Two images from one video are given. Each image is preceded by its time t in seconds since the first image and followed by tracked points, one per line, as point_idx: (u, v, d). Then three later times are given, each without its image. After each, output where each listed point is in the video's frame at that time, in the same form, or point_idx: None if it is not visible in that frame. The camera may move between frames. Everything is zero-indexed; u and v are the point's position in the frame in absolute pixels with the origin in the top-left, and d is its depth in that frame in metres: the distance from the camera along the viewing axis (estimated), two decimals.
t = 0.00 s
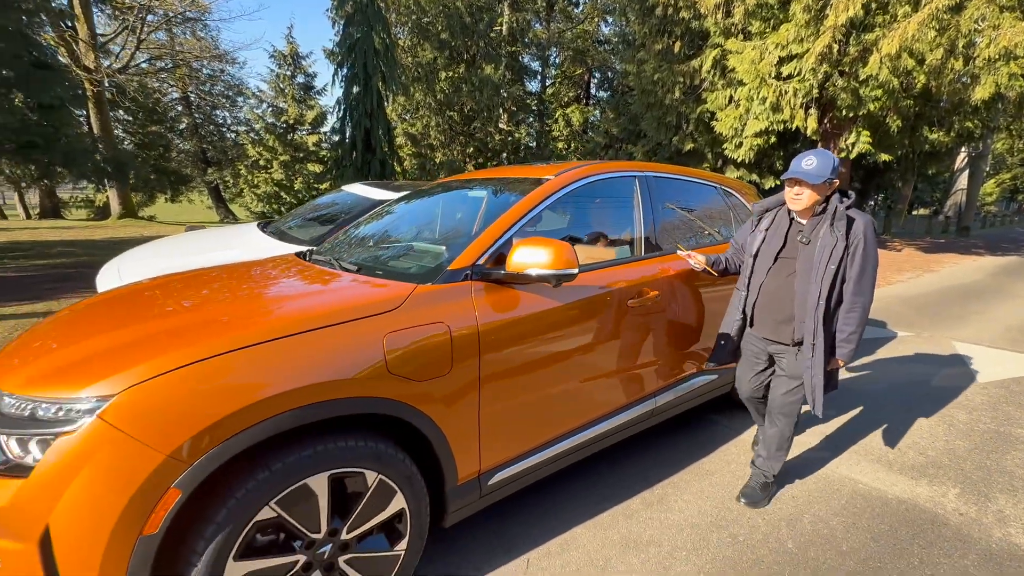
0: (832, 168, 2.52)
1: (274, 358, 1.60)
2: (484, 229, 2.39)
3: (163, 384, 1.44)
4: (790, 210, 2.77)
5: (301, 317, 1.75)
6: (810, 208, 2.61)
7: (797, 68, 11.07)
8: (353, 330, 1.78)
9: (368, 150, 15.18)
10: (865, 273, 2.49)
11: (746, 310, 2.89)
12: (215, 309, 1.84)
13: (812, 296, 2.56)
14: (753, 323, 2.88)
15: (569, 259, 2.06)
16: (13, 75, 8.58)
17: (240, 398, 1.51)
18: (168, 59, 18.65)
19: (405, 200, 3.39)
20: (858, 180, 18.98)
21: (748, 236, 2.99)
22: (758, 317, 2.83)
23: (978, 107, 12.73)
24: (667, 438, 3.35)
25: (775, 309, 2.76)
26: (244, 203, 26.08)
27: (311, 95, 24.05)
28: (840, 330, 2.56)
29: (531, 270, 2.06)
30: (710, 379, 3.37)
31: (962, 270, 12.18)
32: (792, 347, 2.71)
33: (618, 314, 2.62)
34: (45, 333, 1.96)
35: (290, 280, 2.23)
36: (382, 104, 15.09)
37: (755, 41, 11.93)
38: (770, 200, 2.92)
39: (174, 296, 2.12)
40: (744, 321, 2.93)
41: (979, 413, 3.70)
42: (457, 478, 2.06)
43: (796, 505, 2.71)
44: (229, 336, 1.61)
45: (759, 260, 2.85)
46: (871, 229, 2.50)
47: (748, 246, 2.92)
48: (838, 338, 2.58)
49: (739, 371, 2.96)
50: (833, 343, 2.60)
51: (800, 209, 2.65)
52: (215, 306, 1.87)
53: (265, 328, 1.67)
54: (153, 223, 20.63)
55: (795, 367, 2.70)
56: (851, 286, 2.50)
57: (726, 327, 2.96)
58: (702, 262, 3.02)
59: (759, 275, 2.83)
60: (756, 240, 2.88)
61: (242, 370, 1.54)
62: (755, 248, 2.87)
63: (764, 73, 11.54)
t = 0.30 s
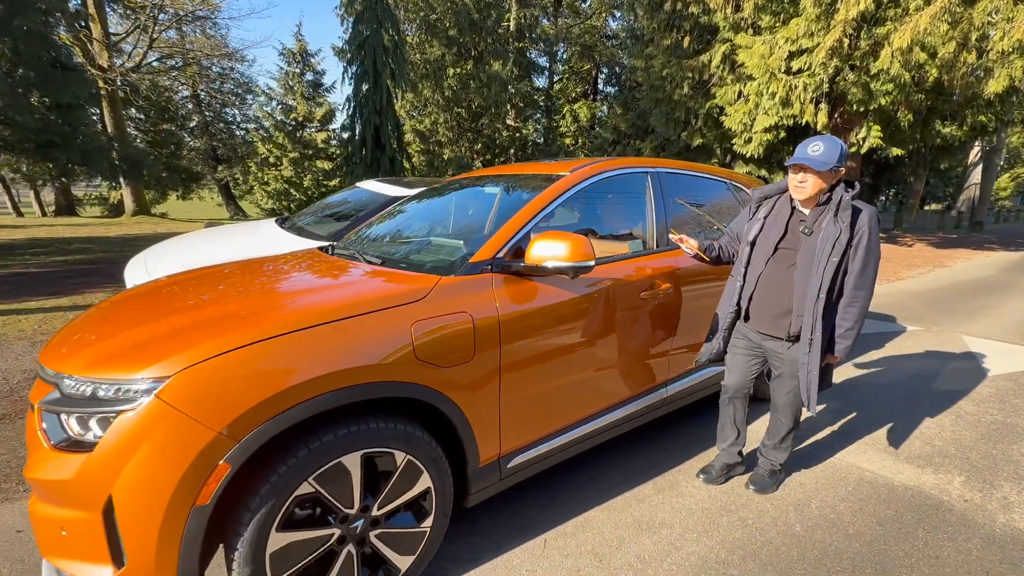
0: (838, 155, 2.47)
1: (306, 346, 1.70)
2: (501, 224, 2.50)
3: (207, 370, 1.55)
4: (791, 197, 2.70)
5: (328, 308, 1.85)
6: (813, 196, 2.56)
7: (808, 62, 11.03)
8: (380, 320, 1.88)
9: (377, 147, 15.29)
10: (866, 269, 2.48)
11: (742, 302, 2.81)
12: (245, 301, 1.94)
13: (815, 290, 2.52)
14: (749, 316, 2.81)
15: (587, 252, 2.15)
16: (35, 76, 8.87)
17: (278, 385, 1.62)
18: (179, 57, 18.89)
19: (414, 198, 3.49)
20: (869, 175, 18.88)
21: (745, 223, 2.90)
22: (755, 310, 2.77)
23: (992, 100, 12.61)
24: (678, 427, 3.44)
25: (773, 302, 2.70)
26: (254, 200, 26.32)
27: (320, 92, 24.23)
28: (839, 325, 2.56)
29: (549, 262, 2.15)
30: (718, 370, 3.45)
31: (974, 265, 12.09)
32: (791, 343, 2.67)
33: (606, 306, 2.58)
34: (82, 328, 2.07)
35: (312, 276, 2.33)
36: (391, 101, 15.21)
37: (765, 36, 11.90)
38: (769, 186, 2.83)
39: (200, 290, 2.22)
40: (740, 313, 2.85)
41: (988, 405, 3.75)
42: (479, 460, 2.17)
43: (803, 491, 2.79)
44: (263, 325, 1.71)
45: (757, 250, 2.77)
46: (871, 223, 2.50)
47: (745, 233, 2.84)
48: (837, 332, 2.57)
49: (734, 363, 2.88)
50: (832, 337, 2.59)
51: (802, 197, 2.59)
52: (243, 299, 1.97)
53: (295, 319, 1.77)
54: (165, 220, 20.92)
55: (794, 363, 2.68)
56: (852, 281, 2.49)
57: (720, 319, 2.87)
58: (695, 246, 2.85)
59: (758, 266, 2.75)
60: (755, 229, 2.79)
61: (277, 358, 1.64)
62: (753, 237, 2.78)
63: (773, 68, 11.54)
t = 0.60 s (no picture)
0: (810, 159, 2.48)
1: (338, 332, 1.83)
2: (519, 218, 2.64)
3: (252, 353, 1.69)
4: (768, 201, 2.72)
5: (359, 296, 1.98)
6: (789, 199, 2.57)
7: (813, 57, 11.08)
8: (409, 306, 2.01)
9: (384, 143, 15.41)
10: (849, 267, 2.50)
11: (726, 305, 2.80)
12: (278, 291, 2.07)
13: (800, 291, 2.53)
14: (734, 318, 2.80)
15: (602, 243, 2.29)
16: (50, 75, 8.95)
17: (315, 366, 1.75)
18: (184, 54, 19.06)
19: (423, 198, 3.63)
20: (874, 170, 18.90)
21: (724, 227, 2.91)
22: (740, 313, 2.77)
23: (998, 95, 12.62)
24: (686, 412, 3.57)
25: (757, 304, 2.70)
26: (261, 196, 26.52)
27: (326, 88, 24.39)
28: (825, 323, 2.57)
29: (566, 252, 2.29)
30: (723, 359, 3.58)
31: (979, 259, 12.12)
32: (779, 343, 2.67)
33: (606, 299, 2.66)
34: (124, 318, 2.21)
35: (345, 266, 2.47)
36: (398, 98, 15.33)
37: (770, 31, 11.94)
38: (745, 190, 2.85)
39: (230, 282, 2.34)
40: (723, 316, 2.85)
41: (986, 393, 3.87)
42: (500, 438, 2.31)
43: (806, 471, 2.93)
44: (299, 312, 1.84)
45: (738, 254, 2.78)
46: (851, 221, 2.52)
47: (725, 238, 2.85)
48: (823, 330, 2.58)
49: (719, 367, 2.88)
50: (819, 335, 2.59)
51: (778, 201, 2.60)
52: (274, 289, 2.09)
53: (329, 306, 1.90)
54: (174, 217, 21.13)
55: (781, 361, 2.68)
56: (836, 280, 2.50)
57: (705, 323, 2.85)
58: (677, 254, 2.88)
59: (740, 269, 2.76)
60: (734, 233, 2.80)
61: (314, 342, 1.78)
62: (733, 242, 2.79)
63: (779, 63, 11.60)
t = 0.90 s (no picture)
0: (764, 179, 2.45)
1: (367, 323, 1.95)
2: (535, 214, 2.77)
3: (290, 343, 1.82)
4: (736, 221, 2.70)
5: (385, 289, 2.11)
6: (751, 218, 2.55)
7: (815, 52, 11.15)
8: (433, 298, 2.14)
9: (389, 140, 15.50)
10: (824, 272, 2.51)
11: (713, 311, 2.84)
12: (308, 284, 2.20)
13: (777, 305, 2.55)
14: (724, 320, 2.85)
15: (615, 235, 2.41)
16: (60, 74, 9.07)
17: (349, 354, 1.89)
18: (186, 51, 19.24)
19: (432, 198, 3.74)
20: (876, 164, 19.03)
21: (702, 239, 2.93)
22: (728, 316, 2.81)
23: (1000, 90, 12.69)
24: (692, 399, 3.71)
25: (743, 311, 2.74)
26: (265, 192, 26.65)
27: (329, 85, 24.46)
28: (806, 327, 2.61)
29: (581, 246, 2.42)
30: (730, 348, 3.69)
31: (980, 253, 12.22)
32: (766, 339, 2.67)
33: (617, 291, 2.77)
34: (161, 313, 2.33)
35: (348, 263, 2.59)
36: (402, 95, 15.41)
37: (773, 26, 12.00)
38: (716, 205, 2.84)
39: (258, 278, 2.46)
40: (711, 319, 2.88)
41: (984, 381, 4.00)
42: (520, 422, 2.44)
43: (808, 454, 3.07)
44: (332, 303, 1.97)
45: (717, 270, 2.79)
46: (822, 226, 2.51)
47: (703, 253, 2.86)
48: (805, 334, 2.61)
49: (713, 362, 2.88)
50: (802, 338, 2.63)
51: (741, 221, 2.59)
52: (303, 283, 2.22)
53: (359, 298, 2.03)
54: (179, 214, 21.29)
55: (770, 359, 2.70)
56: (814, 288, 2.52)
57: (693, 331, 2.89)
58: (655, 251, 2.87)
59: (721, 282, 2.78)
60: (710, 249, 2.80)
61: (347, 332, 1.91)
62: (710, 258, 2.80)
63: (781, 58, 11.67)
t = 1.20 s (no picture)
0: (746, 215, 2.47)
1: (384, 320, 2.01)
2: (544, 212, 2.83)
3: (310, 340, 1.88)
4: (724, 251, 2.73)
5: (399, 287, 2.17)
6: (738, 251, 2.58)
7: (813, 49, 11.23)
8: (448, 295, 2.21)
9: (388, 138, 15.50)
10: (817, 291, 2.57)
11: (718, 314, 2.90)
12: (323, 283, 2.26)
13: (774, 325, 2.62)
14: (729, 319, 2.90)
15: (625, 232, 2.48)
16: (60, 73, 9.04)
17: (368, 348, 1.95)
18: (182, 49, 19.29)
19: (434, 199, 3.80)
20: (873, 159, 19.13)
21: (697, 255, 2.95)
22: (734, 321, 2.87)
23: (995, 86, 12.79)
24: (697, 392, 3.78)
25: (746, 317, 2.80)
26: (263, 190, 26.61)
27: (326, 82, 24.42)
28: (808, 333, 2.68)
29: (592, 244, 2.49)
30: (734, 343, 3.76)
31: (978, 248, 12.33)
32: (771, 338, 2.72)
33: (625, 287, 2.84)
34: (177, 313, 2.39)
35: (352, 262, 2.65)
36: (401, 92, 15.42)
37: (771, 23, 12.05)
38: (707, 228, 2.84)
39: (269, 278, 2.51)
40: (715, 320, 2.95)
41: (981, 373, 4.09)
42: (533, 414, 2.52)
43: (811, 445, 3.15)
44: (348, 301, 2.03)
45: (715, 287, 2.84)
46: (812, 248, 2.54)
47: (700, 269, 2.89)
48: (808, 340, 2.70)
49: (722, 353, 2.92)
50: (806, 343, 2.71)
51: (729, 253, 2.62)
52: (318, 282, 2.27)
53: (374, 296, 2.09)
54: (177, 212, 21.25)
55: (776, 358, 2.75)
56: (809, 305, 2.59)
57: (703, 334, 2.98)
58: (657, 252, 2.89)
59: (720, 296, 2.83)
60: (707, 267, 2.84)
61: (364, 328, 1.97)
62: (707, 276, 2.84)
63: (779, 55, 11.73)
